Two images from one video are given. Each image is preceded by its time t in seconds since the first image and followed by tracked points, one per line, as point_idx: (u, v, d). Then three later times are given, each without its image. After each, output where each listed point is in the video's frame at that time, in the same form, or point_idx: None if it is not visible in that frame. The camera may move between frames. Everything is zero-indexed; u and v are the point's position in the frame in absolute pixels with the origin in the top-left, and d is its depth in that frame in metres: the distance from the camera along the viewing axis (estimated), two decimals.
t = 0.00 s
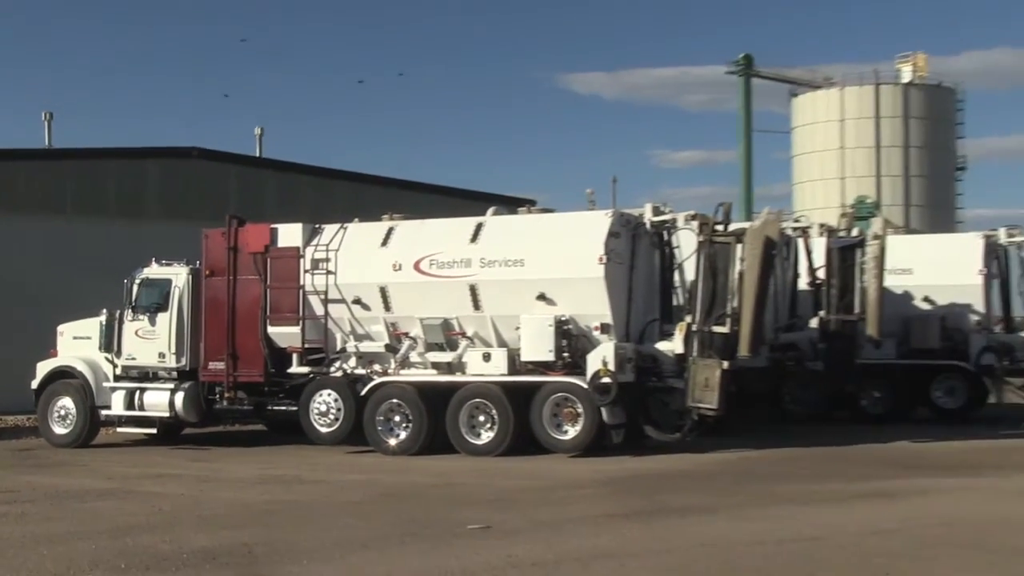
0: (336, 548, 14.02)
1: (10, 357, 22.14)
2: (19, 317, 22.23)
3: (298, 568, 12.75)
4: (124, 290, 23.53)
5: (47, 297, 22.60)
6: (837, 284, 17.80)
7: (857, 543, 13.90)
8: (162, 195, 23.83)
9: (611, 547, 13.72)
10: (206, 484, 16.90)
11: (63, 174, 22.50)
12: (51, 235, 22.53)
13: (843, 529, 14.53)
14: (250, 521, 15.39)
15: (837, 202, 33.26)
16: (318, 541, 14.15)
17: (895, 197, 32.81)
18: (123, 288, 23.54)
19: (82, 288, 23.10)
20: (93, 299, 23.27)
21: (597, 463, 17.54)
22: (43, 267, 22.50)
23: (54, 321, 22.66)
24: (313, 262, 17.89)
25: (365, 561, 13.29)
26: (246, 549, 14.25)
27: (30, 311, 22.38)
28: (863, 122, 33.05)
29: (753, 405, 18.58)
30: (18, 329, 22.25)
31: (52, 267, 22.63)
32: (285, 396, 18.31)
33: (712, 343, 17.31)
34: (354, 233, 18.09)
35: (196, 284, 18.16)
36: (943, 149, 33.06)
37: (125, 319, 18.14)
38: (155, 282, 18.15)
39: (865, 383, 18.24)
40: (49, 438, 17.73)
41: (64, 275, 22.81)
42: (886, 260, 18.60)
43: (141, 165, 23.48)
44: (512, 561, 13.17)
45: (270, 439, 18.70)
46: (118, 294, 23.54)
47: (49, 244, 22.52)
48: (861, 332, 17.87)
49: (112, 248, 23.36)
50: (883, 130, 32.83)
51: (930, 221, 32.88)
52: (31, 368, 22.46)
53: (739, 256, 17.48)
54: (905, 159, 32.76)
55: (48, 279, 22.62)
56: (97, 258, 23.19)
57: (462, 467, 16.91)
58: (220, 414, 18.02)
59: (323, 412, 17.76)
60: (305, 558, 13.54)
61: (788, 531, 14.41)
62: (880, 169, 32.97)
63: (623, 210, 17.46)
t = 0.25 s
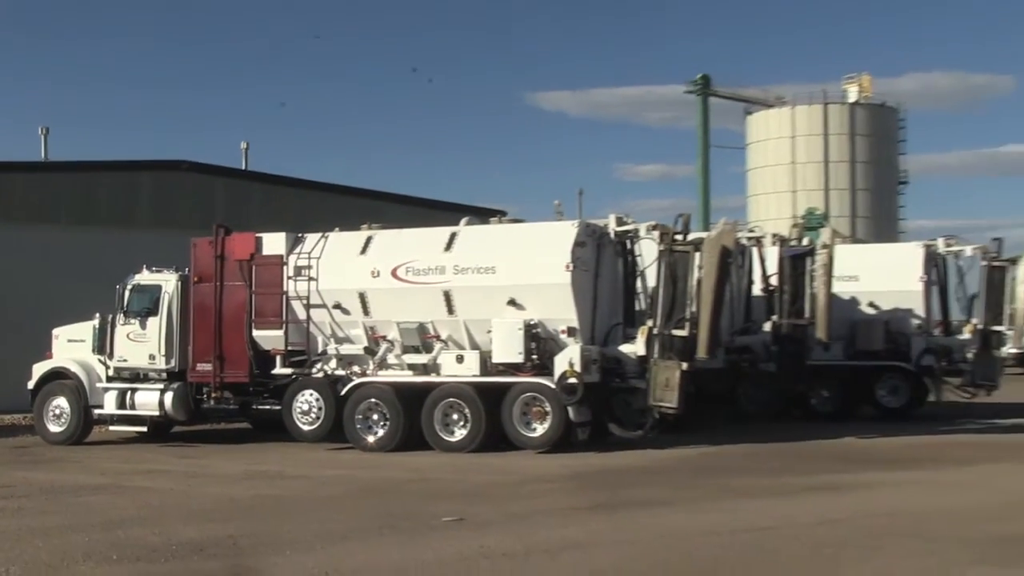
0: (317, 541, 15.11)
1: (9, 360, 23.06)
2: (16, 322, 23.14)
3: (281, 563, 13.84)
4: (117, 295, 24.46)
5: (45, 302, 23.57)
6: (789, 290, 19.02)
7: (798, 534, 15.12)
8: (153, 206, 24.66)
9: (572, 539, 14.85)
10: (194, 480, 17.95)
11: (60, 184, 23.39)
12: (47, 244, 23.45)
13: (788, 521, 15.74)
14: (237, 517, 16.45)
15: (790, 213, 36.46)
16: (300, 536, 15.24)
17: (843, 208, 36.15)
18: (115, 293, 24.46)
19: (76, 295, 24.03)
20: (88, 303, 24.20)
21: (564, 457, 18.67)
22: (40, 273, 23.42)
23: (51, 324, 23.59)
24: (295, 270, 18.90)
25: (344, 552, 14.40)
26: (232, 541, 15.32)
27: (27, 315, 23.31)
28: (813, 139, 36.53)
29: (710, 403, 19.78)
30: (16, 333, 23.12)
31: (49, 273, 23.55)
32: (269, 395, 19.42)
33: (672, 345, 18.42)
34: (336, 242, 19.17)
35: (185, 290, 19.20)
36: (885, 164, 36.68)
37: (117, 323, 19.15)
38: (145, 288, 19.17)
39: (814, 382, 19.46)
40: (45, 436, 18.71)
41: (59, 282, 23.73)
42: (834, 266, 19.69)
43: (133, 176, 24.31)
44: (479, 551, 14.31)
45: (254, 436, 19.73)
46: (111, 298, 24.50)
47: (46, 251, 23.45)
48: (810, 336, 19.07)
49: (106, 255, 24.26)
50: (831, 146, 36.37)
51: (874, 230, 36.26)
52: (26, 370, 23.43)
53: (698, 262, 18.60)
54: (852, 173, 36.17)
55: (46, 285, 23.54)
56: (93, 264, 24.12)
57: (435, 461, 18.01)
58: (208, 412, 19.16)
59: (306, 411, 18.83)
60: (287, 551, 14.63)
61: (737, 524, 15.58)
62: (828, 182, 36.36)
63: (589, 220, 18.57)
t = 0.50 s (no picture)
0: (301, 534, 16.22)
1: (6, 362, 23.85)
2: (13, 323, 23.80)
3: (268, 557, 14.95)
4: (110, 300, 25.25)
5: (39, 306, 24.27)
6: (746, 296, 20.38)
7: (747, 527, 16.39)
8: (146, 216, 25.62)
9: (543, 531, 16.02)
10: (185, 476, 18.97)
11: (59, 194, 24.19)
12: (46, 252, 24.22)
13: (738, 514, 17.02)
14: (227, 512, 17.51)
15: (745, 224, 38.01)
16: (288, 530, 16.33)
17: (796, 220, 37.68)
18: (108, 299, 25.28)
19: (71, 300, 24.84)
20: (81, 307, 25.00)
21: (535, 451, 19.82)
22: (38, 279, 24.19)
23: (45, 327, 24.36)
24: (281, 276, 20.00)
25: (327, 544, 15.53)
26: (221, 534, 16.42)
27: (22, 318, 23.96)
28: (768, 155, 37.98)
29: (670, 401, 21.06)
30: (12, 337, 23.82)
31: (47, 277, 24.29)
32: (256, 395, 20.52)
33: (637, 348, 19.56)
34: (320, 250, 20.24)
35: (177, 295, 20.37)
36: (834, 179, 38.26)
37: (111, 327, 20.32)
38: (138, 293, 20.36)
39: (769, 383, 20.64)
40: (41, 434, 19.66)
41: (54, 288, 24.48)
42: (788, 273, 21.16)
43: (127, 187, 25.23)
44: (452, 542, 15.47)
45: (241, 433, 20.75)
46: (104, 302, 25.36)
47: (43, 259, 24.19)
48: (767, 339, 20.15)
49: (101, 262, 25.08)
50: (785, 162, 37.93)
51: (824, 241, 37.86)
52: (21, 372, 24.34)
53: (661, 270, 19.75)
54: (804, 187, 37.74)
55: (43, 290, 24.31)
56: (87, 270, 24.91)
57: (414, 455, 19.12)
58: (197, 411, 20.36)
59: (291, 409, 19.86)
60: (276, 543, 15.73)
61: (694, 517, 16.81)
62: (783, 195, 37.82)
63: (559, 230, 19.69)
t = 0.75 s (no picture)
0: (288, 526, 17.30)
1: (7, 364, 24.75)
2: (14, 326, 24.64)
3: (258, 549, 16.03)
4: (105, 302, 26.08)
5: (38, 310, 25.08)
6: (710, 301, 21.46)
7: (705, 519, 17.62)
8: (142, 224, 26.59)
9: (517, 523, 17.17)
10: (177, 469, 20.02)
11: (57, 203, 25.13)
12: (45, 259, 25.12)
13: (698, 506, 18.24)
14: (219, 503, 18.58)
15: (710, 233, 39.98)
16: (276, 522, 17.41)
17: (757, 230, 39.49)
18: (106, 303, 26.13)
19: (70, 305, 25.67)
20: (78, 311, 25.83)
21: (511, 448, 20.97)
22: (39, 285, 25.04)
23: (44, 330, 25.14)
24: (270, 282, 21.20)
25: (313, 536, 16.62)
26: (213, 526, 17.48)
27: (22, 322, 24.77)
28: (732, 168, 39.95)
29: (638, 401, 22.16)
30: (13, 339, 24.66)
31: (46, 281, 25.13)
32: (245, 395, 21.64)
33: (607, 350, 20.69)
34: (308, 258, 21.37)
35: (170, 299, 21.53)
36: (791, 192, 40.23)
37: (108, 330, 21.55)
38: (134, 298, 21.58)
39: (731, 382, 21.87)
40: (40, 432, 20.89)
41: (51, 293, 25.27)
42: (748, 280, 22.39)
43: (123, 198, 26.23)
44: (431, 534, 16.60)
45: (231, 431, 21.79)
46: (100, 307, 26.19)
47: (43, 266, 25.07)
48: (729, 341, 21.55)
49: (98, 268, 25.98)
50: (746, 175, 39.89)
51: (785, 252, 39.78)
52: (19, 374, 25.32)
53: (629, 277, 20.87)
54: (765, 200, 39.61)
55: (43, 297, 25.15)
56: (85, 277, 25.79)
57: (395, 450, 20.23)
58: (189, 411, 21.59)
59: (279, 409, 20.90)
60: (265, 535, 16.82)
61: (657, 510, 18.03)
62: (745, 207, 39.66)
63: (533, 239, 20.74)
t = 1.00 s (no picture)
0: (278, 519, 18.32)
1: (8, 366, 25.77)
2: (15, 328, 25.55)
3: (250, 541, 17.04)
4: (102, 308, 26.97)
5: (39, 314, 25.98)
6: (680, 305, 22.58)
7: (671, 513, 18.72)
8: (139, 233, 27.59)
9: (494, 516, 18.23)
10: (172, 465, 21.03)
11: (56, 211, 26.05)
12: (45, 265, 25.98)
13: (664, 501, 19.34)
14: (212, 497, 19.60)
15: (680, 240, 43.92)
16: (267, 515, 18.44)
17: (724, 238, 42.69)
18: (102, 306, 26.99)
19: (69, 309, 26.56)
20: (76, 315, 26.74)
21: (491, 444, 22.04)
22: (40, 289, 25.90)
23: (44, 333, 26.06)
24: (261, 287, 22.31)
25: (301, 529, 17.65)
26: (205, 519, 18.49)
27: (23, 325, 25.70)
28: (699, 179, 43.54)
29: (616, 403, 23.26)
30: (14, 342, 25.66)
31: (47, 285, 26.03)
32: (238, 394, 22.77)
33: (582, 351, 21.72)
34: (297, 264, 22.39)
35: (165, 303, 22.74)
36: (759, 202, 43.46)
37: (106, 333, 22.78)
38: (130, 302, 22.80)
39: (701, 383, 23.09)
40: (41, 429, 22.27)
41: (52, 297, 26.14)
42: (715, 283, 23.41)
43: (122, 206, 27.25)
44: (412, 527, 17.64)
45: (224, 428, 22.82)
46: (96, 313, 27.13)
47: (43, 271, 25.94)
48: (697, 344, 22.88)
49: (97, 274, 26.92)
50: (713, 186, 43.27)
51: (754, 255, 43.18)
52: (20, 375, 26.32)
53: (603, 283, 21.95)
54: (732, 209, 43.00)
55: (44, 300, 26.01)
56: (84, 282, 26.68)
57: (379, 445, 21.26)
58: (183, 408, 22.79)
59: (269, 408, 21.97)
60: (256, 528, 17.84)
61: (627, 504, 19.11)
62: (714, 216, 43.13)
63: (512, 246, 21.74)
